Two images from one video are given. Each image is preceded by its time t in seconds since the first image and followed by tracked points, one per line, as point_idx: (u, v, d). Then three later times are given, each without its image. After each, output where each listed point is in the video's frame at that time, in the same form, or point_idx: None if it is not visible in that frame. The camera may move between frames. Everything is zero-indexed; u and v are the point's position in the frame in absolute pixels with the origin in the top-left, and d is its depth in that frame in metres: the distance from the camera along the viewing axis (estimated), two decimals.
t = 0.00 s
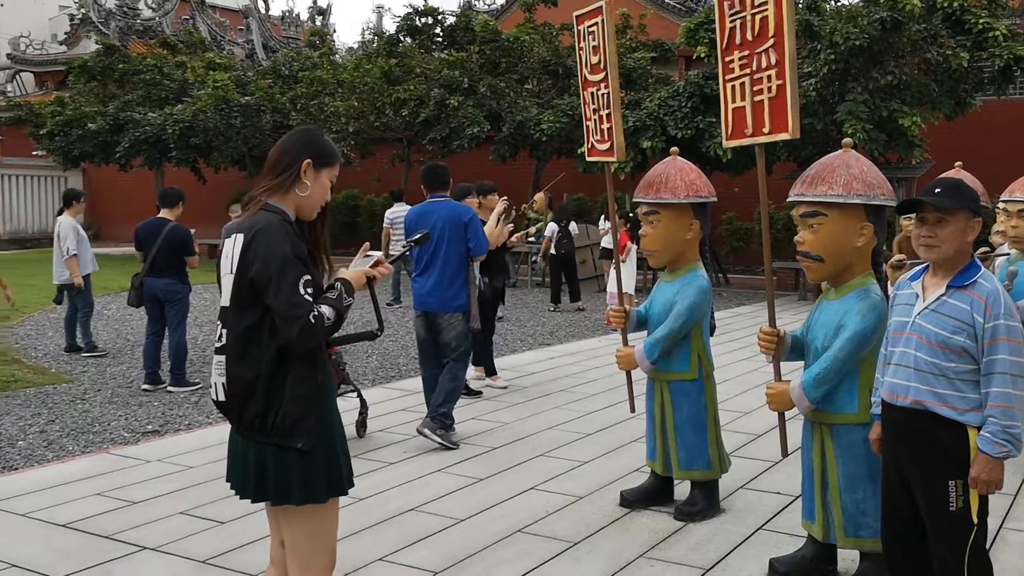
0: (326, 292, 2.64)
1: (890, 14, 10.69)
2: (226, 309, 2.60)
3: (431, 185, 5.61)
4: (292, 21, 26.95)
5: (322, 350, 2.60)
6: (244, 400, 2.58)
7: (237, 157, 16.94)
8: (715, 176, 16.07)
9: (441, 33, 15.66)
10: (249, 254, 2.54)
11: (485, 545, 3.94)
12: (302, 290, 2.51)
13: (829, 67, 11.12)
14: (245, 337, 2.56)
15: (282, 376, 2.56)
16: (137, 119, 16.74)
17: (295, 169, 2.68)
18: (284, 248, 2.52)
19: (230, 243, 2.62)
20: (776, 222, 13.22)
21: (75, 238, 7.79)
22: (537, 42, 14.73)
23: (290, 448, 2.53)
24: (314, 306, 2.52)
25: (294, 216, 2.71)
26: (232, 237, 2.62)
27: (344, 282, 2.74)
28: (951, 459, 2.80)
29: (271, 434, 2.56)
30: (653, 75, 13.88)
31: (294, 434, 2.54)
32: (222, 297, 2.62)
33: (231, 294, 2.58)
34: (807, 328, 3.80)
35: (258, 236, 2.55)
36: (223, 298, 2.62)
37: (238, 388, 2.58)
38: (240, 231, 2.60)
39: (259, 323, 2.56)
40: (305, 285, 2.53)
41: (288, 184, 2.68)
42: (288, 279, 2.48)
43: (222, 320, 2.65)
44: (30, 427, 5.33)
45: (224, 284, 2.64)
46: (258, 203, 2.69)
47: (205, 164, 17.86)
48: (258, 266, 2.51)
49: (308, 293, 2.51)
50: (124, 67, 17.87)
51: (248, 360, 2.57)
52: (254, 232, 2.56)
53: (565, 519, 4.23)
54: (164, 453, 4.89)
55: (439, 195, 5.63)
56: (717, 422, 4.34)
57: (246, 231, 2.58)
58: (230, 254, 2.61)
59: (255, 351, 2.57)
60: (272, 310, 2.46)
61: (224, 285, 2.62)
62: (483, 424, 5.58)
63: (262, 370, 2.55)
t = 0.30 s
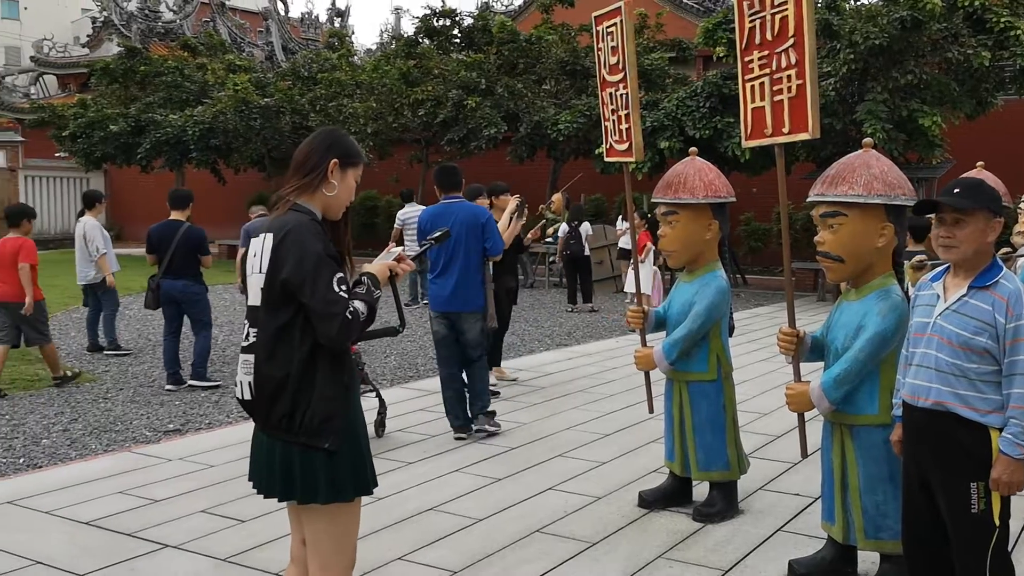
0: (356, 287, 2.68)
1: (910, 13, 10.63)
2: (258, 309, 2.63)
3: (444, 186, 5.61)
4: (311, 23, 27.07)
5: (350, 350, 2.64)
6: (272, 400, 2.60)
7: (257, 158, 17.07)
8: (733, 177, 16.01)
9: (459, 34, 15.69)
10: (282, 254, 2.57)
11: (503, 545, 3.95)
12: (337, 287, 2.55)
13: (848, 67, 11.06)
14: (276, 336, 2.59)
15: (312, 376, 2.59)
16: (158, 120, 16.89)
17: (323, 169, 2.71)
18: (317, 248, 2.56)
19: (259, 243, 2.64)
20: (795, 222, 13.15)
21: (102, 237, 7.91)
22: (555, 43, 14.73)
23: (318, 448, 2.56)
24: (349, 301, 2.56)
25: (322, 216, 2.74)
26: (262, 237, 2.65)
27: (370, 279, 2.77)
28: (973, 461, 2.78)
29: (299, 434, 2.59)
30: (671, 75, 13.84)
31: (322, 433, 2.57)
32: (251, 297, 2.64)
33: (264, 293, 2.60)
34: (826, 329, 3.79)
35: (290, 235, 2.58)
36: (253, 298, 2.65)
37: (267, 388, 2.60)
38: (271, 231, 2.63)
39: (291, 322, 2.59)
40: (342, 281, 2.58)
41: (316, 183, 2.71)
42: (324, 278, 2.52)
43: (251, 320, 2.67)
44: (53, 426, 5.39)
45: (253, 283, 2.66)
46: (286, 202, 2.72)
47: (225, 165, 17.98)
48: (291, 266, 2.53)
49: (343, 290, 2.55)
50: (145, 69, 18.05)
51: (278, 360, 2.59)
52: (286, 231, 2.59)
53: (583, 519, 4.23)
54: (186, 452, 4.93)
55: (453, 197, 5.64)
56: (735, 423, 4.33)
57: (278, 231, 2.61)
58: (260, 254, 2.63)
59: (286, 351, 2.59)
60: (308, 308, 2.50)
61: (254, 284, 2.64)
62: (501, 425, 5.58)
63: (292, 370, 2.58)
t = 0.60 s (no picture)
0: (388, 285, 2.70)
1: (936, 11, 10.53)
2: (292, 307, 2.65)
3: (463, 188, 5.65)
4: (333, 24, 27.19)
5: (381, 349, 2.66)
6: (305, 399, 2.62)
7: (280, 158, 17.20)
8: (755, 176, 15.93)
9: (481, 34, 15.70)
10: (316, 252, 2.59)
11: (526, 543, 3.95)
12: (374, 283, 2.57)
13: (872, 65, 10.98)
14: (310, 334, 2.61)
15: (345, 375, 2.61)
16: (184, 121, 17.05)
17: (353, 168, 2.74)
18: (353, 245, 2.59)
19: (292, 241, 2.67)
20: (818, 222, 13.07)
21: (130, 237, 8.02)
22: (577, 43, 14.72)
23: (349, 446, 2.58)
24: (385, 297, 2.59)
25: (352, 214, 2.77)
26: (295, 235, 2.67)
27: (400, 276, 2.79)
28: (1002, 462, 2.75)
29: (330, 433, 2.61)
30: (693, 74, 13.79)
31: (353, 432, 2.59)
32: (284, 295, 2.67)
33: (297, 292, 2.63)
34: (852, 328, 3.77)
35: (324, 234, 2.61)
36: (286, 296, 2.67)
37: (299, 386, 2.62)
38: (304, 230, 2.65)
39: (326, 321, 2.61)
40: (377, 277, 2.61)
41: (347, 182, 2.73)
42: (360, 274, 2.55)
43: (284, 318, 2.69)
44: (81, 423, 5.44)
45: (285, 282, 2.68)
46: (318, 201, 2.74)
47: (249, 166, 18.10)
48: (326, 264, 2.56)
49: (379, 286, 2.57)
50: (171, 71, 18.24)
51: (311, 358, 2.62)
52: (320, 230, 2.62)
53: (606, 519, 4.23)
54: (212, 449, 4.97)
55: (470, 198, 5.67)
56: (759, 423, 4.31)
57: (311, 229, 2.64)
58: (293, 252, 2.66)
59: (320, 349, 2.61)
60: (344, 306, 2.52)
61: (287, 283, 2.67)
62: (523, 424, 5.59)
63: (326, 367, 2.60)
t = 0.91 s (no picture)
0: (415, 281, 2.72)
1: (961, 7, 10.44)
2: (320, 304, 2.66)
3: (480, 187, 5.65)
4: (355, 23, 27.27)
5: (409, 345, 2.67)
6: (333, 395, 2.64)
7: (303, 157, 17.29)
8: (777, 174, 15.85)
9: (503, 33, 15.75)
10: (345, 249, 2.61)
11: (549, 540, 3.96)
12: (402, 279, 2.59)
13: (896, 62, 10.87)
14: (338, 331, 2.63)
15: (372, 371, 2.62)
16: (208, 119, 17.19)
17: (380, 165, 2.76)
18: (381, 242, 2.60)
19: (321, 238, 2.69)
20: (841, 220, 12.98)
21: (161, 235, 8.04)
22: (599, 40, 14.72)
23: (377, 442, 2.60)
24: (413, 293, 2.61)
25: (379, 210, 2.79)
26: (323, 232, 2.69)
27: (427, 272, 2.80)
28: None
29: (357, 429, 2.62)
30: (715, 71, 13.72)
31: (381, 428, 2.61)
32: (312, 291, 2.68)
33: (326, 289, 2.65)
34: (876, 327, 3.74)
35: (352, 231, 2.63)
36: (313, 293, 2.69)
37: (327, 381, 2.64)
38: (332, 226, 2.67)
39: (354, 318, 2.62)
40: (404, 273, 2.63)
41: (373, 179, 2.75)
42: (389, 271, 2.57)
43: (312, 314, 2.70)
44: (108, 418, 5.51)
45: (312, 279, 2.70)
46: (345, 198, 2.76)
47: (272, 164, 18.22)
48: (354, 260, 2.57)
49: (407, 282, 2.59)
50: (196, 70, 18.39)
51: (339, 354, 2.63)
52: (347, 227, 2.63)
53: (628, 516, 4.23)
54: (236, 445, 5.01)
55: (485, 198, 5.67)
56: (782, 421, 4.29)
57: (339, 226, 2.66)
58: (320, 249, 2.67)
59: (348, 346, 2.63)
60: (372, 302, 2.54)
61: (315, 279, 2.68)
62: (545, 421, 5.59)
63: (354, 363, 2.62)
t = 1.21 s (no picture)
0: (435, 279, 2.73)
1: (981, 2, 10.35)
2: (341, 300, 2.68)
3: (491, 180, 5.67)
4: (372, 20, 27.33)
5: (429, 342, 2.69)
6: (353, 391, 2.65)
7: (320, 154, 17.38)
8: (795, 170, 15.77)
9: (519, 30, 15.79)
10: (366, 246, 2.62)
11: (566, 537, 3.96)
12: (423, 277, 2.61)
13: (915, 57, 10.77)
14: (359, 327, 2.64)
15: (392, 368, 2.64)
16: (226, 117, 17.29)
17: (400, 161, 2.77)
18: (402, 240, 2.62)
19: (341, 234, 2.70)
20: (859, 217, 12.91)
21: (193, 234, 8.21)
22: (616, 36, 14.70)
23: (397, 438, 2.61)
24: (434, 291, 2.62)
25: (399, 207, 2.80)
26: (343, 229, 2.70)
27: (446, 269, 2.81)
28: None
29: (377, 425, 2.63)
30: (732, 68, 13.67)
31: (401, 425, 2.62)
32: (332, 288, 2.69)
33: (346, 286, 2.66)
34: (896, 324, 3.72)
35: (373, 228, 2.64)
36: (333, 290, 2.70)
37: (348, 378, 2.65)
38: (353, 222, 2.68)
39: (374, 314, 2.64)
40: (425, 270, 2.64)
41: (393, 175, 2.76)
42: (411, 268, 2.58)
43: (332, 311, 2.71)
44: (128, 413, 5.55)
45: (332, 276, 2.71)
46: (365, 194, 2.78)
47: (290, 162, 18.32)
48: (375, 258, 2.59)
49: (429, 280, 2.60)
50: (214, 67, 18.46)
51: (359, 351, 2.64)
52: (368, 224, 2.64)
53: (645, 513, 4.22)
54: (254, 441, 5.04)
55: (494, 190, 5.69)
56: (800, 419, 4.27)
57: (359, 222, 2.67)
58: (341, 245, 2.68)
59: (368, 342, 2.64)
60: (394, 299, 2.55)
61: (335, 275, 2.69)
62: (561, 418, 5.58)
63: (375, 360, 2.63)
